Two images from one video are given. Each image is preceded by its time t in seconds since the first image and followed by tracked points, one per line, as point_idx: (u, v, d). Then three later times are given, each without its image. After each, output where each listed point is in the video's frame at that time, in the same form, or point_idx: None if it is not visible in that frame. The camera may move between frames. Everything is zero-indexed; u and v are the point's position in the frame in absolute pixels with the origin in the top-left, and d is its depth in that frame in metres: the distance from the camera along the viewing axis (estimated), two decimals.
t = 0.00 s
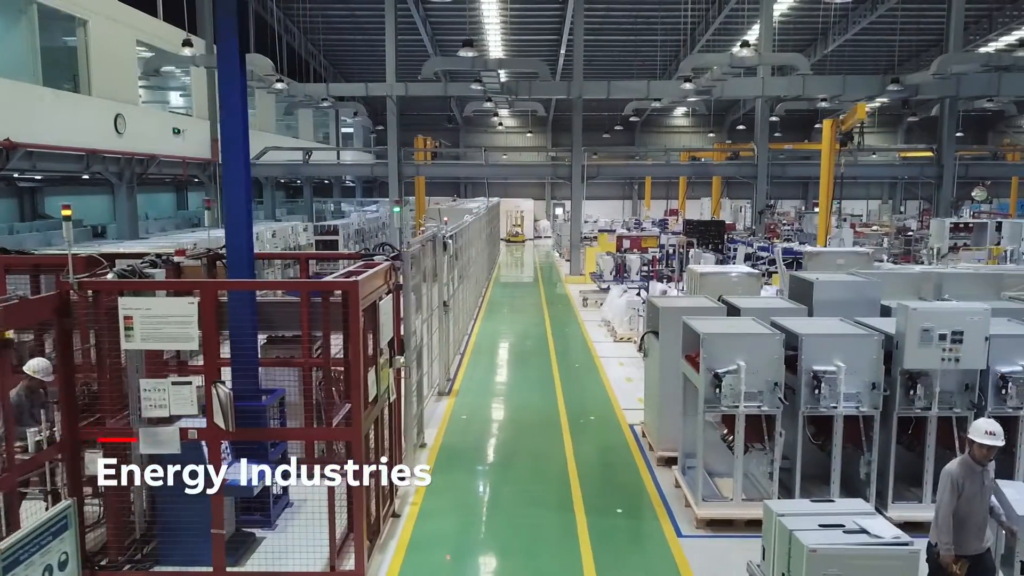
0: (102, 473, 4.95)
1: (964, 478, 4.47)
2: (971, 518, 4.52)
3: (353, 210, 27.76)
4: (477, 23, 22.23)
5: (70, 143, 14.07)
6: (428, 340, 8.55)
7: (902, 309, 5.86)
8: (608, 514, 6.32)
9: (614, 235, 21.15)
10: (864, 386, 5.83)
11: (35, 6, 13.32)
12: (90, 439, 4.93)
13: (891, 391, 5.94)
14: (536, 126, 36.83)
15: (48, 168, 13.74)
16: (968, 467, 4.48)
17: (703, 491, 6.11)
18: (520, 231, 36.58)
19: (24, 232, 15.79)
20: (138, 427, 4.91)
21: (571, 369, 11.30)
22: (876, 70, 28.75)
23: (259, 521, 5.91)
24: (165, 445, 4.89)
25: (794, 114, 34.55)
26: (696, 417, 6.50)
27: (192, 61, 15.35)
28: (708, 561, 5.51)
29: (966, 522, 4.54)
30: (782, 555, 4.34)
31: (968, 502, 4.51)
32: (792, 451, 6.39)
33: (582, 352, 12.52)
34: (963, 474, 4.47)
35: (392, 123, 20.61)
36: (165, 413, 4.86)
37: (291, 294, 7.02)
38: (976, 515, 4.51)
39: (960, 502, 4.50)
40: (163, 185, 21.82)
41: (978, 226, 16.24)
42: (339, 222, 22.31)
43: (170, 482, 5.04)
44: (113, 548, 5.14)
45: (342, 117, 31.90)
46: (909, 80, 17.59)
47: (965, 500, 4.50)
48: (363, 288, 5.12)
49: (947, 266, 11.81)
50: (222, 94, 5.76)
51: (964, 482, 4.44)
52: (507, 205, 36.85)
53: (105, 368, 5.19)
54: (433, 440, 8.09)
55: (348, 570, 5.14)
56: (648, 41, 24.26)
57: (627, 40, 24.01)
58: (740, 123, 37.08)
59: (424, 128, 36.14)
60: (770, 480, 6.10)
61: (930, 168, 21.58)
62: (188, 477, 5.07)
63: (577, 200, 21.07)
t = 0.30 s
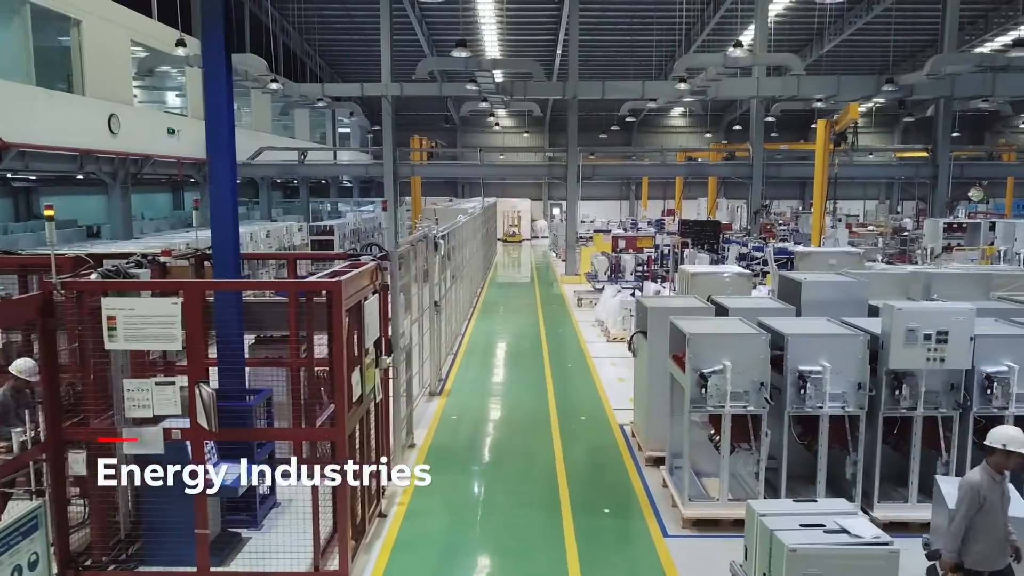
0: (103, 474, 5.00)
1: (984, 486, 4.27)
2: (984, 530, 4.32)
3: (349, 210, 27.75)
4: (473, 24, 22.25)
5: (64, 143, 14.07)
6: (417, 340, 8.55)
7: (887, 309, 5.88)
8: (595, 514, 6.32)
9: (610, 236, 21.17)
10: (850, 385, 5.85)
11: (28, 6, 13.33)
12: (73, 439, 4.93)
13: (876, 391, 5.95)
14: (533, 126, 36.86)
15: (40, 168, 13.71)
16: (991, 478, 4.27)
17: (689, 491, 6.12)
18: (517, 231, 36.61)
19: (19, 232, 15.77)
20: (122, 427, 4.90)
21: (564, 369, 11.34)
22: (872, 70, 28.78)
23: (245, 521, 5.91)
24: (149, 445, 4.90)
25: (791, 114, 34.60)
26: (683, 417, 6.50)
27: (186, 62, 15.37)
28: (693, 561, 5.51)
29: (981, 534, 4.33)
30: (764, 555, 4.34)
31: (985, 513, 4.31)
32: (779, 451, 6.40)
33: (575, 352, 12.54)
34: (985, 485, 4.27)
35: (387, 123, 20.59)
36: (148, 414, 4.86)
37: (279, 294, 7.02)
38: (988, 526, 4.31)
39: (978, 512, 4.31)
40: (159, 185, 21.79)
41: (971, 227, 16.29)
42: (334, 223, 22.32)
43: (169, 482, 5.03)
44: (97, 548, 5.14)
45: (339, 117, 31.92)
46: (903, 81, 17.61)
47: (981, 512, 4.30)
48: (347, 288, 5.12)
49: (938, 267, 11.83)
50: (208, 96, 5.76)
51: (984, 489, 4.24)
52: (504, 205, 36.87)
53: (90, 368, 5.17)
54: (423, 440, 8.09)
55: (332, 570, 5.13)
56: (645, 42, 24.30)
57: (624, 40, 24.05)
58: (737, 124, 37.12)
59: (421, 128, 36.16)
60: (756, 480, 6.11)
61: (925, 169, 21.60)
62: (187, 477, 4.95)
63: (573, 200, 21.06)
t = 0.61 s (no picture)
0: (103, 474, 4.95)
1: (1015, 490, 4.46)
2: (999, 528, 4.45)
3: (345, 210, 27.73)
4: (468, 24, 22.24)
5: (57, 143, 14.07)
6: (406, 341, 8.56)
7: (872, 309, 5.88)
8: (581, 514, 6.33)
9: (605, 236, 21.17)
10: (835, 386, 5.85)
11: (21, 5, 13.34)
12: (55, 440, 4.92)
13: (861, 391, 5.95)
14: (530, 126, 36.86)
15: (33, 168, 13.71)
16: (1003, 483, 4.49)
17: (675, 491, 6.12)
18: (514, 231, 36.59)
19: (13, 232, 15.76)
20: (103, 428, 4.90)
21: (555, 369, 11.36)
22: (868, 70, 28.80)
23: (230, 522, 5.89)
24: (130, 446, 4.88)
25: (787, 114, 34.61)
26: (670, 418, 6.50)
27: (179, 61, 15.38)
28: (677, 561, 5.51)
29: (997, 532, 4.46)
30: (744, 556, 4.35)
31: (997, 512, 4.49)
32: (764, 451, 6.40)
33: (568, 352, 12.56)
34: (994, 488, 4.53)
35: (382, 123, 20.58)
36: (130, 414, 4.86)
37: (267, 295, 7.01)
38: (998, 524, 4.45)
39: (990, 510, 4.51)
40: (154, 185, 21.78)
41: (965, 227, 16.33)
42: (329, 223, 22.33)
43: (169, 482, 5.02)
44: (80, 548, 5.13)
45: (335, 117, 31.90)
46: (898, 81, 17.62)
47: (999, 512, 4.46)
48: (330, 289, 5.12)
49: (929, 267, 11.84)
50: (192, 96, 5.75)
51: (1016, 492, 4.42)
52: (501, 205, 36.87)
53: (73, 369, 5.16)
54: (411, 440, 8.09)
55: (315, 571, 5.12)
56: (641, 42, 24.31)
57: (619, 40, 24.05)
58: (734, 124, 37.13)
59: (418, 128, 36.17)
60: (741, 480, 6.10)
61: (920, 169, 21.61)
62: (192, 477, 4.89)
63: (568, 200, 21.04)
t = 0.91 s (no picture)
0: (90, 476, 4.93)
1: None
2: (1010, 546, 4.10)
3: (341, 210, 27.71)
4: (464, 23, 22.23)
5: (51, 143, 14.06)
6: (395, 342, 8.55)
7: (857, 309, 5.88)
8: (568, 514, 6.33)
9: (600, 236, 21.18)
10: (821, 385, 5.85)
11: (14, 6, 13.33)
12: (36, 440, 4.92)
13: (847, 391, 5.95)
14: (527, 126, 36.86)
15: (26, 168, 13.69)
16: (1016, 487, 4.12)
17: (661, 491, 6.11)
18: (511, 231, 36.60)
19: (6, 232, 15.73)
20: (84, 428, 4.89)
21: (547, 369, 11.37)
22: (864, 70, 28.81)
23: (215, 521, 5.88)
24: (112, 446, 4.87)
25: (784, 114, 34.64)
26: (657, 417, 6.50)
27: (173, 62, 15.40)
28: (661, 561, 5.51)
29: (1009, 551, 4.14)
30: (724, 555, 4.34)
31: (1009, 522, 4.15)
32: (750, 450, 6.40)
33: (560, 352, 12.58)
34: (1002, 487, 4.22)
35: (377, 123, 20.55)
36: (113, 414, 4.85)
37: (254, 294, 7.00)
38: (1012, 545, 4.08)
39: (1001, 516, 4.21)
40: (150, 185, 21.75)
41: (958, 227, 16.35)
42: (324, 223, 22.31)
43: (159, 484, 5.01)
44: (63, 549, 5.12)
45: (331, 117, 31.89)
46: (892, 81, 17.61)
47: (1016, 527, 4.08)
48: (312, 288, 5.10)
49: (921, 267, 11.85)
50: (177, 97, 5.73)
51: None
52: (497, 205, 36.84)
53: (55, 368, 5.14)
54: (401, 439, 8.10)
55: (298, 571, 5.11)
56: (636, 43, 24.32)
57: (616, 41, 24.08)
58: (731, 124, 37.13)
59: (415, 128, 36.18)
60: (728, 480, 6.09)
61: (914, 169, 21.62)
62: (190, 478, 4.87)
63: (563, 200, 21.02)
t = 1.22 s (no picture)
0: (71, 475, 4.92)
1: None
2: None
3: (336, 210, 27.68)
4: (460, 23, 22.22)
5: (43, 144, 14.02)
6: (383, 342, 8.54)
7: (842, 309, 5.88)
8: (553, 514, 6.32)
9: (595, 235, 21.18)
10: (805, 385, 5.85)
11: (7, 5, 13.30)
12: (17, 440, 4.91)
13: (832, 391, 5.95)
14: (524, 127, 36.88)
15: (18, 168, 13.65)
16: None
17: (647, 491, 6.11)
18: (508, 231, 36.61)
19: None
20: (65, 429, 4.88)
21: (538, 369, 11.38)
22: (860, 70, 28.81)
23: (200, 522, 5.87)
24: (93, 446, 4.86)
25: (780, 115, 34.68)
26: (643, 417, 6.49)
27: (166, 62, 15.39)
28: (645, 561, 5.51)
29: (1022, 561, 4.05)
30: (705, 555, 4.34)
31: None
32: (735, 450, 6.40)
33: (552, 352, 12.60)
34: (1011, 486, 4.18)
35: (371, 123, 20.53)
36: (94, 415, 4.84)
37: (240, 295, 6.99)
38: None
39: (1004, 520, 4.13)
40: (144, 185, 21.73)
41: (952, 226, 16.37)
42: (319, 223, 22.30)
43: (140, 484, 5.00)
44: (45, 550, 5.11)
45: (328, 117, 31.88)
46: (887, 81, 17.62)
47: None
48: (293, 288, 5.07)
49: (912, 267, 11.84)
50: (161, 97, 5.71)
51: None
52: (494, 206, 36.84)
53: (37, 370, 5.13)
54: (389, 440, 8.08)
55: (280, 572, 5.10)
56: (633, 43, 24.33)
57: (612, 41, 24.10)
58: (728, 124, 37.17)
59: (412, 128, 36.18)
60: (712, 480, 6.08)
61: (909, 169, 21.62)
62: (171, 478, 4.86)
63: (558, 200, 21.01)
